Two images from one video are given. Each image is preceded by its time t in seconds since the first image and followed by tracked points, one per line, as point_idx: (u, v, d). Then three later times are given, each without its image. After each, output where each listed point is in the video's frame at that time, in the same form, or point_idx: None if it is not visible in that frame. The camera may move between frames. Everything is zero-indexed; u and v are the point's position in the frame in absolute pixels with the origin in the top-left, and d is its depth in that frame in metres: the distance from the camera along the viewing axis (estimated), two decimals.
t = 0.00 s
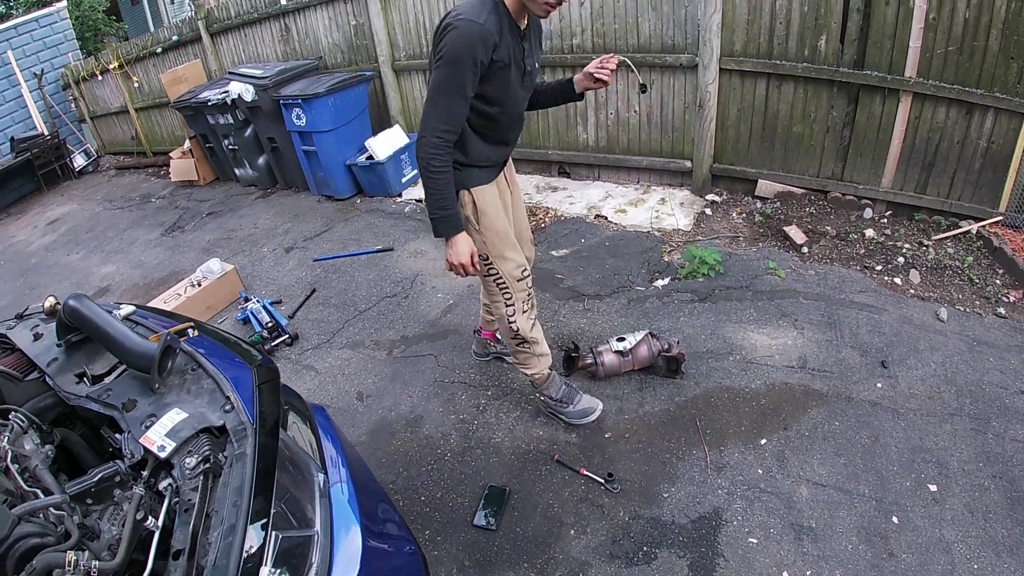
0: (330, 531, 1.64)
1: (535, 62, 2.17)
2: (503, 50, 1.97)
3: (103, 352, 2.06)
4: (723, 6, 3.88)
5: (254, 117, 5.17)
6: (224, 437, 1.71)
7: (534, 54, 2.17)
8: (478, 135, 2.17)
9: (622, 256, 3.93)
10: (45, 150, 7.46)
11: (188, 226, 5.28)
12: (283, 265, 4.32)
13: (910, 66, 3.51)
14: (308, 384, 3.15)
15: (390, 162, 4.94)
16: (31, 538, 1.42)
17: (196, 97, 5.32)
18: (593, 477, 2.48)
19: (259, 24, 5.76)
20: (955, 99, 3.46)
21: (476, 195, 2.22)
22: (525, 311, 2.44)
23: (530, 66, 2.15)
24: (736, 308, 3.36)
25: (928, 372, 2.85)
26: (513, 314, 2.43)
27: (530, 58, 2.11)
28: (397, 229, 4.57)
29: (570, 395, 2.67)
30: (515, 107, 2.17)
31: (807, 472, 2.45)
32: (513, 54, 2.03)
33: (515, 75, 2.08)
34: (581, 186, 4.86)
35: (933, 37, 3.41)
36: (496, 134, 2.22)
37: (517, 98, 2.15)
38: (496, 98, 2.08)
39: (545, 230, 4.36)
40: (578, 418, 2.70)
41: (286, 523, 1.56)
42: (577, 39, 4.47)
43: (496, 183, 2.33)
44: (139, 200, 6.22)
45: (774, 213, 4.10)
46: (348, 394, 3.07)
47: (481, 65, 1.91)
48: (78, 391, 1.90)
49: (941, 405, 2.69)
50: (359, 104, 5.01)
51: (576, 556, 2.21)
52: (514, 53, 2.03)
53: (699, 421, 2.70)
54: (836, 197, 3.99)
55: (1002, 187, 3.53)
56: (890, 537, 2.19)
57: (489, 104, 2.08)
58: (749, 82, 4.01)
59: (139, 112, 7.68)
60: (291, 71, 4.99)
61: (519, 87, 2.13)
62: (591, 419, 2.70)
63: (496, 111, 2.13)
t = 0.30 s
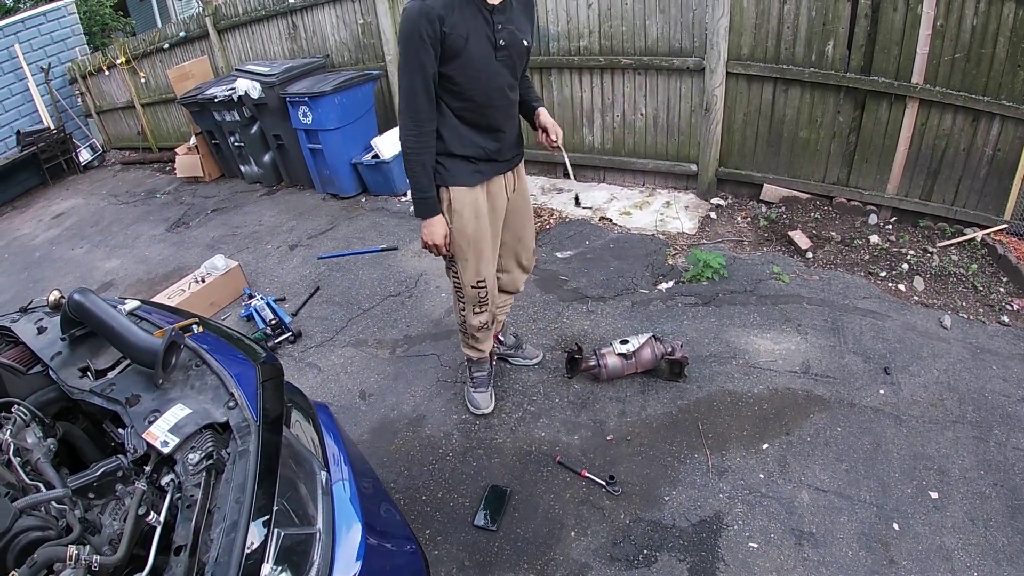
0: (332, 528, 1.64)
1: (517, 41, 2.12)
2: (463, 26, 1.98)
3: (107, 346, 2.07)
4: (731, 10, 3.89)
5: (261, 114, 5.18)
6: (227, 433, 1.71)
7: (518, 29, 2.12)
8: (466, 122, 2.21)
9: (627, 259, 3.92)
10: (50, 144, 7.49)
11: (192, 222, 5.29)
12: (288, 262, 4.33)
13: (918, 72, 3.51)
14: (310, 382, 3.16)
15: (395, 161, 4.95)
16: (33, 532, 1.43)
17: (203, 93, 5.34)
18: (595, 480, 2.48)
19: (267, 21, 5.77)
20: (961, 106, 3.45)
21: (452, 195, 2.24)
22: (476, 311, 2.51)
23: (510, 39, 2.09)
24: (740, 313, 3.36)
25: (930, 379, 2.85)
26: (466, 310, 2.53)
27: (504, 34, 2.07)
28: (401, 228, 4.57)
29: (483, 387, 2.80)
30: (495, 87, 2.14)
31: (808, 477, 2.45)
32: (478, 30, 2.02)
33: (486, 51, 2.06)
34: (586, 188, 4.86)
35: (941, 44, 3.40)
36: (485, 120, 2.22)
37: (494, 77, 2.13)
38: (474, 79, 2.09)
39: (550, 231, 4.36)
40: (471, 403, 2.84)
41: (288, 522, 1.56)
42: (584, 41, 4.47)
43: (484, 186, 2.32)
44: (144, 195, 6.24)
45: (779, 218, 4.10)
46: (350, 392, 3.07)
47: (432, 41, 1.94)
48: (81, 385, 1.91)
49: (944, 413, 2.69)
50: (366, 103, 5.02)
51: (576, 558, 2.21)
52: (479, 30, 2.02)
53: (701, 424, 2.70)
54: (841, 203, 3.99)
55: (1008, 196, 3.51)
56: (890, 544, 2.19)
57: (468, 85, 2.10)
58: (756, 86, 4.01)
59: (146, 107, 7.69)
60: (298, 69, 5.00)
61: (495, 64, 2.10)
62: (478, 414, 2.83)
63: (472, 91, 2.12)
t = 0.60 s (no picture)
0: (345, 528, 1.66)
1: (485, 48, 2.03)
2: (421, 29, 2.02)
3: (119, 344, 2.08)
4: (742, 15, 3.90)
5: (271, 114, 5.20)
6: (241, 432, 1.71)
7: (491, 34, 2.02)
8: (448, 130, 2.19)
9: (635, 263, 3.93)
10: (60, 142, 7.54)
11: (201, 221, 5.31)
12: (297, 262, 4.34)
13: (928, 79, 3.50)
14: (319, 382, 3.17)
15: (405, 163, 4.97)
16: (44, 527, 1.42)
17: (214, 93, 5.37)
18: (602, 483, 2.48)
19: (277, 22, 5.80)
20: (971, 114, 3.44)
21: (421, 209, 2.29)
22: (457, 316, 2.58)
23: (473, 44, 2.01)
24: (749, 319, 3.36)
25: (938, 387, 2.85)
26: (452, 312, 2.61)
27: (465, 39, 2.01)
28: (410, 229, 4.59)
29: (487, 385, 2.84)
30: (457, 92, 2.08)
31: (816, 483, 2.45)
32: (439, 34, 2.02)
33: (445, 55, 2.04)
34: (595, 192, 4.87)
35: (951, 51, 3.41)
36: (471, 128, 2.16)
37: (459, 84, 2.08)
38: (436, 83, 2.08)
39: (559, 235, 4.37)
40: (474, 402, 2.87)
41: (301, 521, 1.57)
42: (594, 46, 4.48)
43: (464, 203, 2.31)
44: (153, 194, 6.27)
45: (788, 223, 4.10)
46: (359, 393, 3.09)
47: (388, 47, 2.06)
48: (93, 382, 1.92)
49: (951, 420, 2.68)
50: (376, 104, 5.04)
51: (584, 561, 2.21)
52: (439, 33, 2.02)
53: (709, 429, 2.71)
54: (850, 209, 3.99)
55: (1016, 205, 3.49)
56: (896, 551, 2.19)
57: (431, 89, 2.09)
58: (766, 92, 4.02)
59: (156, 106, 7.73)
60: (309, 70, 5.02)
61: (458, 70, 2.06)
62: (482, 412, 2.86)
63: (433, 97, 2.11)
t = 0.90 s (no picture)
0: (350, 525, 1.66)
1: (452, 56, 1.95)
2: (390, 36, 2.00)
3: (126, 337, 2.08)
4: (753, 18, 3.89)
5: (280, 111, 5.22)
6: (247, 427, 1.71)
7: (458, 41, 1.94)
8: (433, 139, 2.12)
9: (643, 265, 3.93)
10: (69, 135, 7.59)
11: (209, 216, 5.32)
12: (304, 259, 4.35)
13: (939, 85, 3.50)
14: (325, 378, 3.18)
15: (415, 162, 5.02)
16: (48, 519, 1.43)
17: (224, 88, 5.38)
18: (607, 485, 2.48)
19: (288, 19, 5.81)
20: (981, 121, 3.43)
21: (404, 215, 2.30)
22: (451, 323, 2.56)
23: (437, 51, 1.95)
24: (756, 322, 3.35)
25: (945, 394, 2.83)
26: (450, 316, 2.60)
27: (432, 46, 1.95)
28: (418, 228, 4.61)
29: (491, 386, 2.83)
30: (425, 99, 2.03)
31: (821, 488, 2.44)
32: (408, 41, 1.98)
33: (412, 62, 1.99)
34: (603, 194, 4.87)
35: (962, 58, 3.39)
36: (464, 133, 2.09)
37: (427, 91, 2.02)
38: (405, 91, 2.03)
39: (567, 236, 4.37)
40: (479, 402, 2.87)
41: (308, 517, 1.58)
42: (604, 47, 4.48)
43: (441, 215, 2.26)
44: (162, 188, 6.29)
45: (797, 228, 4.09)
46: (365, 390, 3.09)
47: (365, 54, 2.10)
48: (99, 374, 1.92)
49: (957, 428, 2.67)
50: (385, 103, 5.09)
51: (587, 562, 2.21)
52: (407, 38, 1.98)
53: (714, 433, 2.70)
54: (859, 214, 3.98)
55: None
56: (900, 557, 2.18)
57: (404, 96, 2.05)
58: (776, 96, 4.01)
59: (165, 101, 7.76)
60: (319, 67, 5.03)
61: (424, 77, 2.00)
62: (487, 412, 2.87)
63: (405, 104, 2.06)
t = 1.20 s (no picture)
0: (355, 523, 1.67)
1: (435, 65, 1.90)
2: (375, 43, 1.97)
3: (132, 332, 2.08)
4: (761, 23, 3.90)
5: (288, 109, 5.23)
6: (253, 423, 1.72)
7: (441, 49, 1.88)
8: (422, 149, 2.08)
9: (648, 268, 3.93)
10: (76, 130, 7.62)
11: (215, 213, 5.34)
12: (310, 257, 4.36)
13: (946, 93, 3.50)
14: (329, 377, 3.19)
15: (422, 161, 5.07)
16: (52, 512, 1.42)
17: (232, 86, 5.40)
18: (609, 487, 2.48)
19: (297, 18, 5.83)
20: (988, 129, 3.43)
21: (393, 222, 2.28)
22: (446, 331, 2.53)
23: (420, 61, 1.89)
24: (761, 328, 3.35)
25: (948, 403, 2.83)
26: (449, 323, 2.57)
27: (414, 53, 1.90)
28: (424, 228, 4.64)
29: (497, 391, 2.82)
30: (412, 109, 1.99)
31: (823, 495, 2.44)
32: (392, 47, 1.94)
33: (397, 71, 1.95)
34: (609, 196, 4.87)
35: (970, 66, 3.39)
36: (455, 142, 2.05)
37: (411, 101, 1.97)
38: (390, 99, 2.00)
39: (572, 238, 4.38)
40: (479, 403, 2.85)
41: (312, 514, 1.58)
42: (612, 50, 4.48)
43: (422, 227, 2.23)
44: (168, 184, 6.31)
45: (802, 233, 4.09)
46: (369, 389, 3.11)
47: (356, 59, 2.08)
48: (105, 369, 1.93)
49: (959, 436, 2.67)
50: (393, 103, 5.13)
51: (588, 565, 2.22)
52: (391, 46, 1.94)
53: (717, 437, 2.70)
54: (864, 221, 3.98)
55: None
56: (901, 565, 2.18)
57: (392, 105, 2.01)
58: (784, 101, 4.01)
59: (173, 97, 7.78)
60: (327, 65, 5.05)
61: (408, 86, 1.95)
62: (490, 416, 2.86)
63: (394, 112, 2.03)
